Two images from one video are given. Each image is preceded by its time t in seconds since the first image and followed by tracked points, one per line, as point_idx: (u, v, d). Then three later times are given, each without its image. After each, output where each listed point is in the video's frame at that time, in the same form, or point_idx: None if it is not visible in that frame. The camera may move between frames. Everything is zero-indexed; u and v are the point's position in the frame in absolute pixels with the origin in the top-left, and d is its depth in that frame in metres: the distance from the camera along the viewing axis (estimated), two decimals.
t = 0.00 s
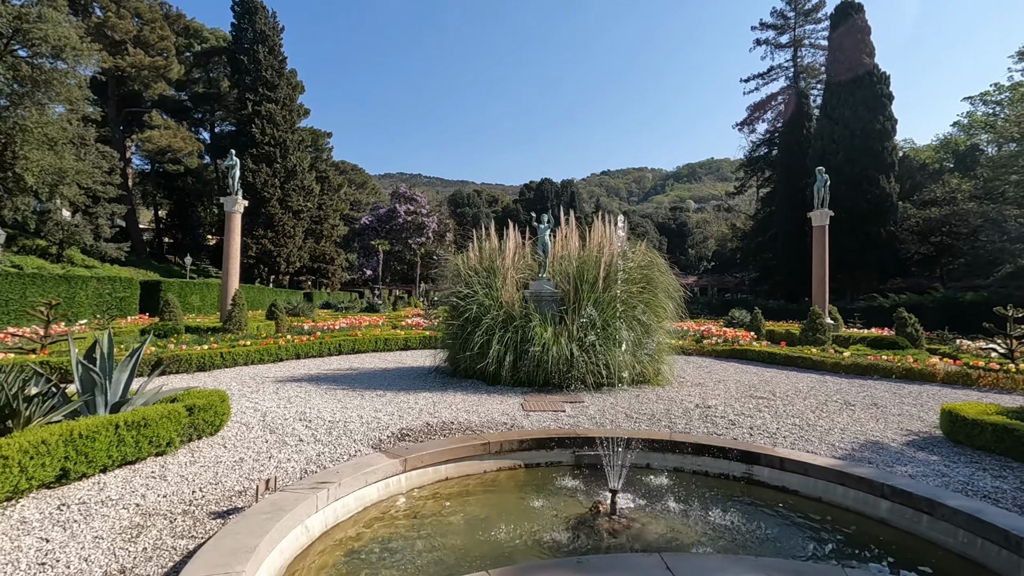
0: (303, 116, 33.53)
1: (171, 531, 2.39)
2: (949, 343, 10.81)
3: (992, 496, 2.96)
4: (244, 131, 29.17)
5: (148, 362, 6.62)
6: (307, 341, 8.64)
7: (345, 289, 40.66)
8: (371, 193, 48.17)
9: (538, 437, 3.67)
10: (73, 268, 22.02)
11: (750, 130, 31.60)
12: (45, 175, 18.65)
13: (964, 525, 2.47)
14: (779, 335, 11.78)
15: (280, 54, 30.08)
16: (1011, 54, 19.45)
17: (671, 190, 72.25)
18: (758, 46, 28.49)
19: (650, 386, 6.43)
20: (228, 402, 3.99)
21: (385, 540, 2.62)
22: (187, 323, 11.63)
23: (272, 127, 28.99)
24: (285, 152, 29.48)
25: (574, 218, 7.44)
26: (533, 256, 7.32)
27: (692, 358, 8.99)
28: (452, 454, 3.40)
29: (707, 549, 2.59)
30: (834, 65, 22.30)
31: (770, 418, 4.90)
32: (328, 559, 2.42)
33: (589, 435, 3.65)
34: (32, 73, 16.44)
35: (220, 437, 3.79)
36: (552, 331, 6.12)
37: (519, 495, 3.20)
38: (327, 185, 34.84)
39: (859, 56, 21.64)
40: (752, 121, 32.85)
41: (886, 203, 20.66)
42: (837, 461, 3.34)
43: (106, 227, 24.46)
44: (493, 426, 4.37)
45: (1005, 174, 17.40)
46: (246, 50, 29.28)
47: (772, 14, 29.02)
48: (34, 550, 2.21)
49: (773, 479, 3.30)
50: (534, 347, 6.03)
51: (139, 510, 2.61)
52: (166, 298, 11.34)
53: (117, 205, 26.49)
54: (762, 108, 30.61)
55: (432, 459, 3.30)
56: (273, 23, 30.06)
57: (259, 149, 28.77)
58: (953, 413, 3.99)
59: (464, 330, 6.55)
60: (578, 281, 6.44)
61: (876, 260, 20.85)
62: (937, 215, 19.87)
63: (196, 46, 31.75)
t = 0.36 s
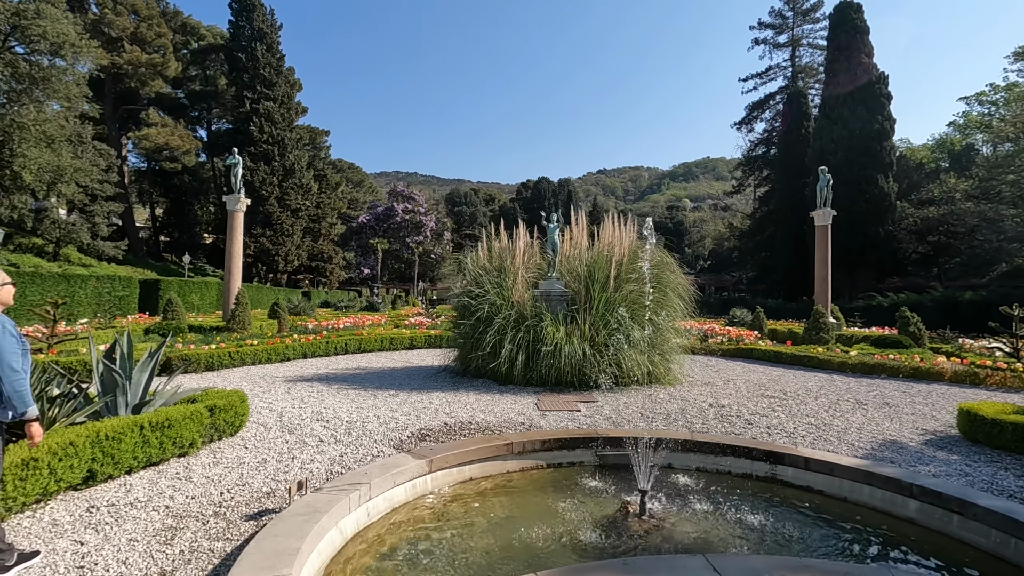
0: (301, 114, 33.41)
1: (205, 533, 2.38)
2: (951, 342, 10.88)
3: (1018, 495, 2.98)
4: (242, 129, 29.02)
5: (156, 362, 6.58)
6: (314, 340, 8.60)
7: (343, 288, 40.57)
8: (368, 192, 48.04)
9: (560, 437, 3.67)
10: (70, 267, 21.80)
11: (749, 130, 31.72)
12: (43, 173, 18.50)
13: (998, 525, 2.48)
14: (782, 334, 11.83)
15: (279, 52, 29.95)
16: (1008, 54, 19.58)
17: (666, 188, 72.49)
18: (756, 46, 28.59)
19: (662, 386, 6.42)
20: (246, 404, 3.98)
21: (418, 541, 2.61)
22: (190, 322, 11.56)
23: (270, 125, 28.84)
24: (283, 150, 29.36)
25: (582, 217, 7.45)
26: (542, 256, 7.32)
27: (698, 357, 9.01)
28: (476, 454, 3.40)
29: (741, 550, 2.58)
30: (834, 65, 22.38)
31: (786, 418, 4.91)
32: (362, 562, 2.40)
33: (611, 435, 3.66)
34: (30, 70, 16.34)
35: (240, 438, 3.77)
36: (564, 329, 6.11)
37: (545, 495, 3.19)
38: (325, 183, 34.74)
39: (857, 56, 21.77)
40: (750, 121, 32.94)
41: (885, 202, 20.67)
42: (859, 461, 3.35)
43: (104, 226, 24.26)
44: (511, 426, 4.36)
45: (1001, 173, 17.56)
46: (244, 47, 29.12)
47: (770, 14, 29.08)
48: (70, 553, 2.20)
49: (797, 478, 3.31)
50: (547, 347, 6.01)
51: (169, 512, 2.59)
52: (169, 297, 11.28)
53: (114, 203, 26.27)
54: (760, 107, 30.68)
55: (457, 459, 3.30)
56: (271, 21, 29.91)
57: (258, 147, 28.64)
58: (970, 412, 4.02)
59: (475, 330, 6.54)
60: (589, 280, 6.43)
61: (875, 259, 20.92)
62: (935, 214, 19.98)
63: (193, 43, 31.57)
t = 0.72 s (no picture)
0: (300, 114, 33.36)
1: (242, 533, 2.39)
2: (953, 342, 10.96)
3: None
4: (241, 129, 28.94)
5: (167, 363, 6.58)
6: (321, 341, 8.61)
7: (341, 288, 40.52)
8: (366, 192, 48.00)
9: (582, 438, 3.69)
10: (68, 267, 21.66)
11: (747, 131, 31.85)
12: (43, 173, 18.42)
13: None
14: (784, 334, 11.90)
15: (278, 52, 29.92)
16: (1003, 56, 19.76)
17: (662, 189, 72.78)
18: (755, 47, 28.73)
19: (672, 386, 6.44)
20: (266, 406, 4.00)
21: (453, 542, 2.63)
22: (194, 322, 11.52)
23: (270, 125, 28.79)
24: (282, 150, 29.31)
25: (591, 218, 7.47)
26: (550, 257, 7.35)
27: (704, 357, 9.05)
28: (500, 455, 3.41)
29: (772, 549, 2.61)
30: (832, 66, 22.51)
31: (799, 418, 4.94)
32: (397, 564, 2.41)
33: (631, 436, 3.68)
34: (30, 70, 16.27)
35: (261, 439, 3.77)
36: (575, 330, 6.12)
37: (570, 496, 3.20)
38: (324, 184, 34.71)
39: (855, 58, 21.90)
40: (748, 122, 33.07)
41: (884, 203, 20.71)
42: (879, 460, 3.39)
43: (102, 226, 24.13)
44: (529, 426, 4.38)
45: (998, 174, 17.72)
46: (243, 47, 29.05)
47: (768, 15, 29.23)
48: (110, 553, 2.20)
49: (818, 478, 3.34)
50: (558, 348, 6.02)
51: (203, 513, 2.60)
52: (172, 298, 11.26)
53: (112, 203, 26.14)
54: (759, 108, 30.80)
55: (481, 460, 3.32)
56: (270, 21, 29.87)
57: (256, 147, 28.56)
58: (985, 412, 4.06)
59: (487, 331, 6.54)
60: (599, 280, 6.45)
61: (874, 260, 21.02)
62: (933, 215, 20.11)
63: (191, 43, 31.48)
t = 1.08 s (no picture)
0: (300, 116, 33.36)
1: (285, 534, 2.43)
2: (956, 344, 11.05)
3: None
4: (241, 130, 28.92)
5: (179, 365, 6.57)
6: (330, 343, 8.64)
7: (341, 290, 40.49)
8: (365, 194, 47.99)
9: (605, 439, 3.73)
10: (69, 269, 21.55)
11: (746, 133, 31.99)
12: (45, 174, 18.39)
13: None
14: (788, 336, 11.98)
15: (278, 54, 29.94)
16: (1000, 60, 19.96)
17: (659, 191, 73.19)
18: (754, 51, 28.87)
19: (684, 387, 6.48)
20: (290, 406, 4.02)
21: (488, 544, 2.67)
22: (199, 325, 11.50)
23: (270, 127, 28.78)
24: (283, 152, 29.30)
25: (601, 221, 7.51)
26: (560, 260, 7.40)
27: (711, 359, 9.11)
28: (525, 456, 3.45)
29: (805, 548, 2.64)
30: (831, 70, 22.63)
31: (813, 419, 5.00)
32: (436, 564, 2.45)
33: (653, 438, 3.73)
34: (33, 72, 16.24)
35: (286, 441, 3.79)
36: (588, 332, 6.16)
37: (597, 497, 3.24)
38: (324, 186, 34.73)
39: (854, 61, 22.04)
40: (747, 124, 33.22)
41: (883, 205, 20.79)
42: (897, 461, 3.44)
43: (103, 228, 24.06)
44: (549, 428, 4.41)
45: (996, 177, 17.88)
46: (243, 49, 29.02)
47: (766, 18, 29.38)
48: (158, 554, 2.22)
49: (839, 478, 3.39)
50: (572, 350, 6.06)
51: (241, 514, 2.63)
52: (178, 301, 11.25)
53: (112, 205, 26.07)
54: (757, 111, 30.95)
55: (508, 461, 3.36)
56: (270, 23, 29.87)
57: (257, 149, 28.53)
58: (1000, 414, 4.13)
59: (500, 334, 6.57)
60: (611, 283, 6.49)
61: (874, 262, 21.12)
62: (932, 218, 20.24)
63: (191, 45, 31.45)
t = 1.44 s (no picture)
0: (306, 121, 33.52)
1: (320, 539, 2.41)
2: (968, 349, 10.99)
3: None
4: (248, 135, 29.04)
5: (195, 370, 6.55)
6: (342, 347, 8.64)
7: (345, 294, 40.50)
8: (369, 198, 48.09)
9: (630, 444, 3.71)
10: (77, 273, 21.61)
11: (751, 137, 31.98)
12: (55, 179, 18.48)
13: None
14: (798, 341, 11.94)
15: (284, 59, 30.10)
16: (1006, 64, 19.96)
17: (662, 195, 73.19)
18: (759, 55, 28.89)
19: (700, 392, 6.44)
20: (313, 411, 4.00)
21: (520, 550, 2.66)
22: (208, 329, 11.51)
23: (277, 132, 28.89)
24: (289, 157, 29.42)
25: (614, 225, 7.50)
26: (575, 265, 7.39)
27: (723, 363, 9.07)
28: (551, 461, 3.43)
29: (842, 555, 2.61)
30: (837, 74, 22.62)
31: (835, 424, 4.95)
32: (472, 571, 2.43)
33: (679, 442, 3.71)
34: (45, 77, 16.36)
35: (309, 445, 3.79)
36: (604, 336, 6.15)
37: (625, 503, 3.21)
38: (329, 190, 34.83)
39: (861, 65, 22.01)
40: (751, 128, 33.22)
41: (890, 209, 20.71)
42: (927, 466, 3.41)
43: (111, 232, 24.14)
44: (570, 432, 4.39)
45: (1004, 181, 17.84)
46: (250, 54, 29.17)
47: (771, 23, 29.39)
48: (196, 560, 2.21)
49: (868, 484, 3.36)
50: (589, 354, 6.04)
51: (273, 519, 2.61)
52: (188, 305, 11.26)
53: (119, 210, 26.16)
54: (762, 115, 30.96)
55: (534, 467, 3.34)
56: (276, 28, 30.03)
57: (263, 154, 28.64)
58: None
59: (515, 338, 6.55)
60: (626, 287, 6.47)
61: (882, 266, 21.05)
62: (939, 222, 20.18)
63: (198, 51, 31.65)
